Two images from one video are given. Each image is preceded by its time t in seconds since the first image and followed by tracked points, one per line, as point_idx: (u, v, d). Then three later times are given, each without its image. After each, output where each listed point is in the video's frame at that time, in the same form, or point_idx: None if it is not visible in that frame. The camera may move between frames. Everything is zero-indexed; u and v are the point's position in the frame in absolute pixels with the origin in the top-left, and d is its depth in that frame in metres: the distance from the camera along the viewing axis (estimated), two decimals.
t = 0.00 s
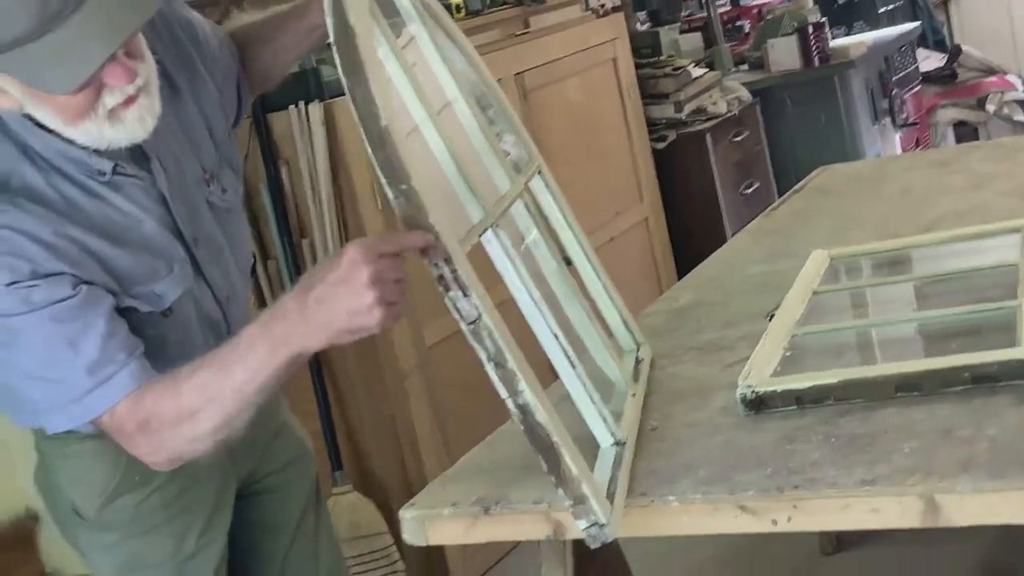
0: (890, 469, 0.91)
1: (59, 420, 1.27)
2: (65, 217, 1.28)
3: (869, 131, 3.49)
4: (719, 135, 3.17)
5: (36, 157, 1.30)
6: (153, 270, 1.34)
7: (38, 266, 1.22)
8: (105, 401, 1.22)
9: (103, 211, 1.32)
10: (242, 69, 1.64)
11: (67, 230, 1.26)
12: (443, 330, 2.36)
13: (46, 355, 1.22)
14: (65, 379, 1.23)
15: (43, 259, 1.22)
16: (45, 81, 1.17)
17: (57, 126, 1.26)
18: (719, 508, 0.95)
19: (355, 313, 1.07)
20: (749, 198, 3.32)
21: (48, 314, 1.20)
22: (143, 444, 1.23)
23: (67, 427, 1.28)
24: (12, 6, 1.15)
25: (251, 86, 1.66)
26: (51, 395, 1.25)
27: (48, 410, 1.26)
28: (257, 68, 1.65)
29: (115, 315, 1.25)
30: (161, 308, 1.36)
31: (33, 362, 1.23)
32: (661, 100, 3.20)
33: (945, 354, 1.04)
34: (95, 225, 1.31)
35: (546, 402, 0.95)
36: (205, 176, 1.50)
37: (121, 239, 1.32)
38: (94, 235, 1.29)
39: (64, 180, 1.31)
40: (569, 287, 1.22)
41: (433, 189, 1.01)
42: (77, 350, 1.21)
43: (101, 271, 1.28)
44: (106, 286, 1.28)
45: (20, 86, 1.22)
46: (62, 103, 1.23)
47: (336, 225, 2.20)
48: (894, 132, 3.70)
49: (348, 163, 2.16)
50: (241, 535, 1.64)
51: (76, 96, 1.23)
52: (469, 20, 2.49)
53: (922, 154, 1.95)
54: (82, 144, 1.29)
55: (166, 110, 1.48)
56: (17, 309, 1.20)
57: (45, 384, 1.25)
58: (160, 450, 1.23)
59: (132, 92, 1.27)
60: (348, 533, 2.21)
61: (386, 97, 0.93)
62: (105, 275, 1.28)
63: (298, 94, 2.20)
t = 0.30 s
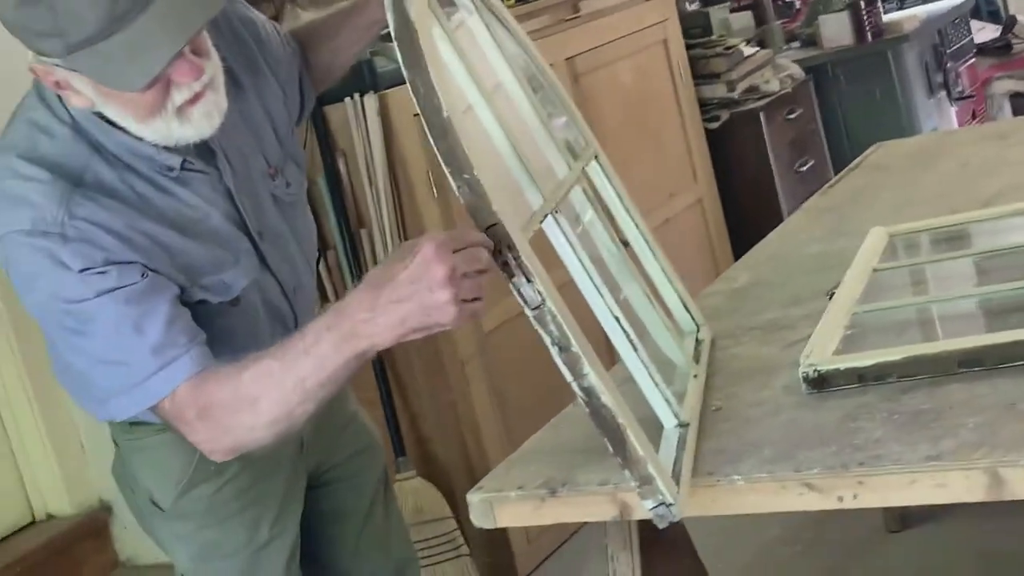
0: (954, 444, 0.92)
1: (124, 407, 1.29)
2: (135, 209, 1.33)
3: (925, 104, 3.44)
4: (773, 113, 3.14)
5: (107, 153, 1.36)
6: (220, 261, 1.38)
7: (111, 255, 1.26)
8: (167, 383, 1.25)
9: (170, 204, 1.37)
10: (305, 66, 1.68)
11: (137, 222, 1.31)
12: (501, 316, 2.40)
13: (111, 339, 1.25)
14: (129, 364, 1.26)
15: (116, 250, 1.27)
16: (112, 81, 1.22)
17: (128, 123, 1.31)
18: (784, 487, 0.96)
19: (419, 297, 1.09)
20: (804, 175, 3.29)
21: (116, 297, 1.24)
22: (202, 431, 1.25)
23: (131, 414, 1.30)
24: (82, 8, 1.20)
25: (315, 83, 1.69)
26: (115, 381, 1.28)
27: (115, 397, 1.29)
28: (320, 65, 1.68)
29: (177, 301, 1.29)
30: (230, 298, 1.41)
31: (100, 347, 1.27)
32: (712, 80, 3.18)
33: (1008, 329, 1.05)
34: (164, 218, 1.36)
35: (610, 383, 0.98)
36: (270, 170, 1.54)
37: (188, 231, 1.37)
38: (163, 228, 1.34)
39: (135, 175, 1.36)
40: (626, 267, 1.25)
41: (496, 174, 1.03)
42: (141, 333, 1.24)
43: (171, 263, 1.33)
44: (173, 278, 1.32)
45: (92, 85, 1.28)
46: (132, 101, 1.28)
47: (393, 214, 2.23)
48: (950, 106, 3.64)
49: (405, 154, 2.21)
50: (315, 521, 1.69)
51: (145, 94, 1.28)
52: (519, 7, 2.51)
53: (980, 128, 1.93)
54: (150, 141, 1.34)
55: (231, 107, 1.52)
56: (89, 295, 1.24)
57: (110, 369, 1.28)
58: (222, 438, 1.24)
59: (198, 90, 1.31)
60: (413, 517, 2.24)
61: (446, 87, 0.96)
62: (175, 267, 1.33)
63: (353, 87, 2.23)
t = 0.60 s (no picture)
0: (990, 457, 0.92)
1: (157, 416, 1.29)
2: (179, 225, 1.36)
3: (959, 117, 3.42)
4: (806, 127, 3.14)
5: (152, 169, 1.39)
6: (261, 277, 1.41)
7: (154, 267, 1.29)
8: (198, 389, 1.25)
9: (213, 220, 1.41)
10: (344, 88, 1.72)
11: (181, 238, 1.35)
12: (537, 331, 2.42)
13: (148, 345, 1.27)
14: (163, 370, 1.27)
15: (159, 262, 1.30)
16: (158, 99, 1.25)
17: (173, 141, 1.34)
18: (820, 501, 0.97)
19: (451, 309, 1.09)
20: (839, 189, 3.28)
21: (154, 301, 1.26)
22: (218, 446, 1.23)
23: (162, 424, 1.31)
24: (129, 28, 1.24)
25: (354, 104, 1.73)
26: (150, 389, 1.29)
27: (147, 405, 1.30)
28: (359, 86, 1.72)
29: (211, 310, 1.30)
30: (272, 313, 1.44)
31: (136, 354, 1.28)
32: (746, 95, 3.18)
33: None
34: (207, 234, 1.39)
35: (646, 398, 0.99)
36: (310, 188, 1.57)
37: (230, 247, 1.40)
38: (207, 243, 1.37)
39: (180, 192, 1.40)
40: (661, 281, 1.26)
41: (531, 191, 1.05)
42: (175, 338, 1.25)
43: (213, 278, 1.36)
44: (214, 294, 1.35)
45: (140, 103, 1.31)
46: (178, 119, 1.32)
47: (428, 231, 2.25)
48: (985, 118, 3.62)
49: (440, 172, 2.25)
50: (357, 538, 1.71)
51: (191, 112, 1.31)
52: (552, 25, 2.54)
53: (1015, 140, 1.92)
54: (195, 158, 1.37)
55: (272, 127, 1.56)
56: (128, 302, 1.26)
57: (145, 376, 1.29)
58: (240, 453, 1.22)
59: (243, 108, 1.34)
60: (451, 532, 2.25)
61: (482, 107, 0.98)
62: (218, 282, 1.36)
63: (388, 106, 2.25)
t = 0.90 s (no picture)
0: (1006, 484, 0.92)
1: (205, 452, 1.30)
2: (202, 256, 1.37)
3: (972, 143, 3.42)
4: (818, 154, 3.16)
5: (172, 203, 1.40)
6: (282, 304, 1.42)
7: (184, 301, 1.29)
8: (250, 428, 1.25)
9: (234, 250, 1.41)
10: (357, 118, 1.74)
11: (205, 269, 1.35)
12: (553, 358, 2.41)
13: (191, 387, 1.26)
14: (209, 412, 1.27)
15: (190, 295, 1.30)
16: (175, 126, 1.28)
17: (187, 169, 1.37)
18: (836, 529, 0.97)
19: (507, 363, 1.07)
20: (853, 216, 3.29)
21: (193, 344, 1.25)
22: (283, 478, 1.24)
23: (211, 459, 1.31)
24: (141, 56, 1.26)
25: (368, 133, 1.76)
26: (194, 428, 1.29)
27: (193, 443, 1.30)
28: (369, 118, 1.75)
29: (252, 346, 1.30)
30: (292, 342, 1.44)
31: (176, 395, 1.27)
32: (759, 121, 3.20)
33: None
34: (229, 263, 1.40)
35: (664, 426, 1.00)
36: (324, 216, 1.59)
37: (251, 275, 1.41)
38: (227, 272, 1.38)
39: (199, 223, 1.41)
40: (677, 309, 1.28)
41: (550, 222, 1.06)
42: (220, 380, 1.25)
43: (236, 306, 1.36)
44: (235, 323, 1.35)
45: (154, 132, 1.33)
46: (192, 147, 1.34)
47: (443, 259, 2.26)
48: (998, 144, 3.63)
49: (455, 203, 2.23)
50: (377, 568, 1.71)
51: (206, 138, 1.33)
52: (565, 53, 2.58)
53: None
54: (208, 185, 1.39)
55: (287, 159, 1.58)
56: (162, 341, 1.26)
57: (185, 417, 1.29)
58: (301, 485, 1.23)
59: (256, 134, 1.37)
60: (466, 560, 2.25)
61: (501, 134, 1.01)
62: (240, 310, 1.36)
63: (403, 134, 2.29)
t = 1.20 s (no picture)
0: (1014, 503, 0.93)
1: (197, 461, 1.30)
2: (198, 261, 1.38)
3: (977, 164, 3.42)
4: (824, 175, 3.16)
5: (175, 207, 1.42)
6: (277, 314, 1.42)
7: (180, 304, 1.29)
8: (243, 434, 1.25)
9: (232, 255, 1.42)
10: (380, 137, 1.76)
11: (201, 274, 1.36)
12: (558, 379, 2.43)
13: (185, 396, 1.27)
14: (201, 418, 1.27)
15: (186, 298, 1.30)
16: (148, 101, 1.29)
17: (168, 158, 1.37)
18: (846, 548, 0.97)
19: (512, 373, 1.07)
20: (858, 237, 3.30)
21: (187, 348, 1.25)
22: (275, 481, 1.24)
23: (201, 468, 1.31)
24: (125, 31, 1.28)
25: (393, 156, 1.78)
26: (185, 433, 1.29)
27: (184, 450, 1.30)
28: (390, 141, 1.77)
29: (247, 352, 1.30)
30: (287, 351, 1.43)
31: (167, 401, 1.28)
32: (764, 143, 3.22)
33: None
34: (226, 271, 1.40)
35: (678, 446, 1.00)
36: (328, 232, 1.60)
37: (247, 284, 1.42)
38: (224, 278, 1.39)
39: (198, 228, 1.42)
40: (689, 327, 1.28)
41: (570, 233, 1.06)
42: (214, 384, 1.25)
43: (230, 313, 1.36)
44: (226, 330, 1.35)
45: (137, 113, 1.35)
46: (171, 134, 1.35)
47: (450, 279, 2.27)
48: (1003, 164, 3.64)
49: (462, 224, 2.25)
50: None
51: (182, 122, 1.34)
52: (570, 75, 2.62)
53: None
54: (197, 186, 1.41)
55: (293, 172, 1.60)
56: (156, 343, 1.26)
57: (178, 422, 1.29)
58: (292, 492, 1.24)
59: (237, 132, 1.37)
60: None
61: (524, 145, 1.01)
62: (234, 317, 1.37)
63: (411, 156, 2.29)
